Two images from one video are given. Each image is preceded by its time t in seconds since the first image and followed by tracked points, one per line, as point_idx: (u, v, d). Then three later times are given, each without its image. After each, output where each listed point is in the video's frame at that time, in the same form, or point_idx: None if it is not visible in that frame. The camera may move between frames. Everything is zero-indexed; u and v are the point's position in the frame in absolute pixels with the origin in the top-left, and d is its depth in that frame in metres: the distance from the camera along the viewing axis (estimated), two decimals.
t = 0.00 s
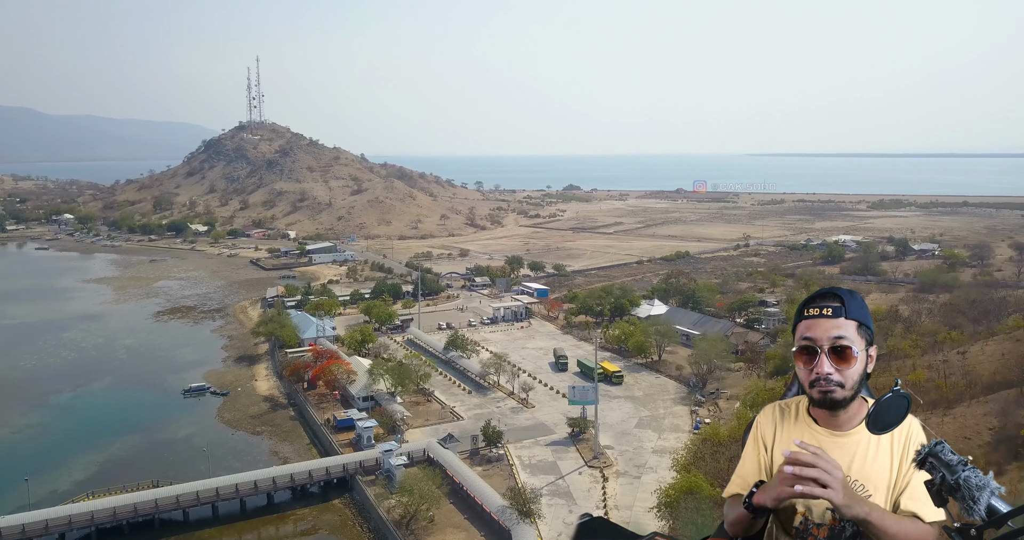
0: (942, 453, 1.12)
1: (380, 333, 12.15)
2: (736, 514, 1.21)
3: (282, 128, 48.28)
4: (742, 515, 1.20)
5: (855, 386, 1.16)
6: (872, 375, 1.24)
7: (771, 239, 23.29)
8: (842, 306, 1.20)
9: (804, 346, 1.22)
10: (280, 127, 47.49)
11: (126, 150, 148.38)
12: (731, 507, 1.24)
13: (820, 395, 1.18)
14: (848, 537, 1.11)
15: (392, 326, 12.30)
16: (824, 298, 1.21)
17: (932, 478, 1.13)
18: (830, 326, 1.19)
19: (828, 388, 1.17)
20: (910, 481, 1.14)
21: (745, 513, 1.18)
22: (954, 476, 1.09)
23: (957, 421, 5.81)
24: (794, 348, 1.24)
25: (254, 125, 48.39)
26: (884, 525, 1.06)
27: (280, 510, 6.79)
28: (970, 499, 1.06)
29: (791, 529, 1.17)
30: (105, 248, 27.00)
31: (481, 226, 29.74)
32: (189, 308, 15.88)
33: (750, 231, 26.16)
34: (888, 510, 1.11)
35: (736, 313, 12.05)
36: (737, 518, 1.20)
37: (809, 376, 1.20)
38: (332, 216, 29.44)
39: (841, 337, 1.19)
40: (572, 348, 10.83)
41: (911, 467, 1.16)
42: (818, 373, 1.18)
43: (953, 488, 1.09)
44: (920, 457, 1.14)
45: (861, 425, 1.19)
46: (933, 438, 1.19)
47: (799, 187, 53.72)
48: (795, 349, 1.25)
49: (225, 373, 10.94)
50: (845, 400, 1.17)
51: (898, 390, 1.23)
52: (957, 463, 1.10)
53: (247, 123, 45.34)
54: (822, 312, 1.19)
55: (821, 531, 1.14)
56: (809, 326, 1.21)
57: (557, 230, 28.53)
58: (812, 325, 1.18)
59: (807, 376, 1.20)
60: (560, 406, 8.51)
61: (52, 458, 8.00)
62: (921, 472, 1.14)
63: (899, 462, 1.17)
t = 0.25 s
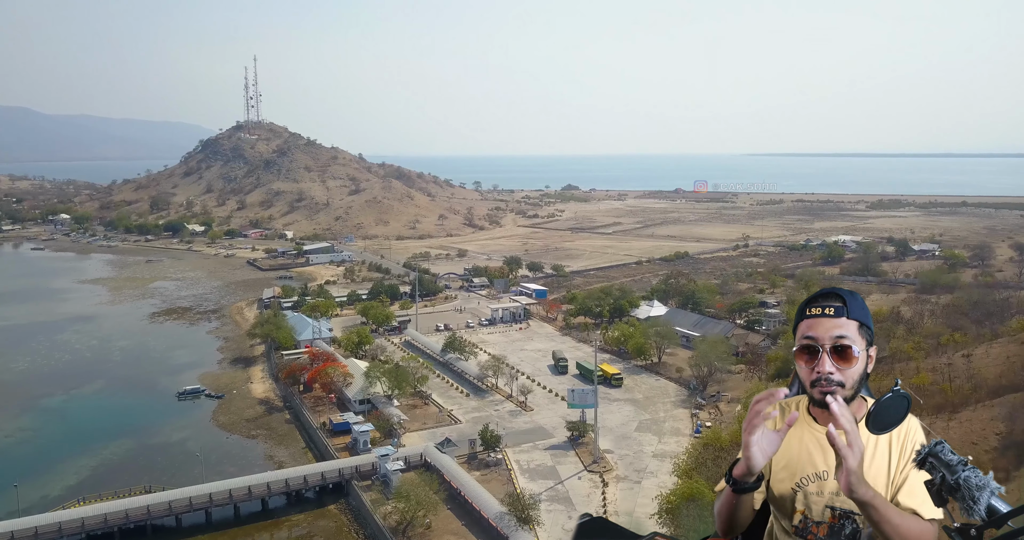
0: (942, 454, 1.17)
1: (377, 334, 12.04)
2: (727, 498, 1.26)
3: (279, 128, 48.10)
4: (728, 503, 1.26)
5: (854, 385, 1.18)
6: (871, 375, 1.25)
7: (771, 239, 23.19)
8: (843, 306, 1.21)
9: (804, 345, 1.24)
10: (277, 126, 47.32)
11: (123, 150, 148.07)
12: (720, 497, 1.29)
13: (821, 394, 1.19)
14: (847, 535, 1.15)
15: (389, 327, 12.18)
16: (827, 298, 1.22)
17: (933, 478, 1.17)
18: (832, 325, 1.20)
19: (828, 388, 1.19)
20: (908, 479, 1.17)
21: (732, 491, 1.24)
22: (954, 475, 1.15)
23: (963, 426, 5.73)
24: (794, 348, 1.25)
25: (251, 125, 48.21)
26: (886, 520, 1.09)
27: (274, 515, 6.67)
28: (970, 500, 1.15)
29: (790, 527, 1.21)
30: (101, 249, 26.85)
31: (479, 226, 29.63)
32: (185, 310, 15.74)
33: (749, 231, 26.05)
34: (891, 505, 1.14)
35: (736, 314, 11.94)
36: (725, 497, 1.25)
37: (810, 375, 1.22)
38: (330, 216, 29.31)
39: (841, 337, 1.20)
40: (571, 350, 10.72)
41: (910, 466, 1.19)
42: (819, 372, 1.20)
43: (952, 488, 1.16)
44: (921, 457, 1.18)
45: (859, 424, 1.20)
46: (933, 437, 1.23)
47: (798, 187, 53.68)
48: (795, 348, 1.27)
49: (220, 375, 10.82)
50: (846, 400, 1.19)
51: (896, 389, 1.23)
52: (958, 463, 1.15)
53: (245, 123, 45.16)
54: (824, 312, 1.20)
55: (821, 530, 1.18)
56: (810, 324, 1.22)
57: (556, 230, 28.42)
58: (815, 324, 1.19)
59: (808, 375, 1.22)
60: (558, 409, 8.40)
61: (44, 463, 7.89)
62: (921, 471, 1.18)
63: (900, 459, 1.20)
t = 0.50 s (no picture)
0: (942, 454, 1.21)
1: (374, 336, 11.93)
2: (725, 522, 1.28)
3: (277, 128, 47.94)
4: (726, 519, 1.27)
5: (852, 383, 1.25)
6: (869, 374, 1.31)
7: (770, 239, 23.12)
8: (841, 305, 1.27)
9: (804, 346, 1.30)
10: (274, 126, 47.14)
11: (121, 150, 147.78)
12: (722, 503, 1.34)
13: (820, 392, 1.26)
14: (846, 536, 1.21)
15: (386, 329, 12.07)
16: (823, 298, 1.29)
17: (933, 479, 1.22)
18: (830, 324, 1.27)
19: (827, 385, 1.25)
20: (906, 481, 1.22)
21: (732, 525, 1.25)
22: (954, 476, 1.19)
23: (969, 430, 5.65)
24: (794, 348, 1.32)
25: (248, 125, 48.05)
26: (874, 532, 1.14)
27: (268, 521, 6.55)
28: (969, 499, 1.19)
29: (787, 530, 1.26)
30: (97, 249, 26.70)
31: (478, 226, 29.53)
32: (180, 311, 15.60)
33: (748, 231, 25.95)
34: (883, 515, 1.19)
35: (736, 316, 11.81)
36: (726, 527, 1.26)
37: (809, 373, 1.28)
38: (327, 216, 29.18)
39: (839, 335, 1.26)
40: (570, 352, 10.62)
41: (909, 466, 1.24)
42: (817, 370, 1.27)
43: (953, 488, 1.20)
44: (921, 457, 1.22)
45: (858, 424, 1.27)
46: (931, 438, 1.27)
47: (797, 187, 53.61)
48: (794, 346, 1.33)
49: (216, 378, 10.71)
50: (844, 398, 1.26)
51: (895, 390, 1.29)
52: (957, 463, 1.20)
53: (242, 122, 45.02)
54: (822, 311, 1.26)
55: (820, 532, 1.23)
56: (807, 324, 1.29)
57: (554, 230, 28.34)
58: (813, 323, 1.25)
59: (806, 373, 1.29)
60: (557, 412, 8.30)
61: (35, 467, 7.77)
62: (920, 472, 1.23)
63: (895, 459, 1.25)
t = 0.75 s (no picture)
0: (942, 454, 1.21)
1: (371, 337, 11.81)
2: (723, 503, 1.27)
3: (274, 127, 47.77)
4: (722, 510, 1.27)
5: (851, 383, 1.25)
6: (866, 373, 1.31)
7: (769, 239, 23.05)
8: (839, 304, 1.29)
9: (802, 344, 1.31)
10: (272, 125, 46.97)
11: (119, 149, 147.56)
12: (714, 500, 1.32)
13: (820, 392, 1.26)
14: (846, 534, 1.21)
15: (384, 330, 11.98)
16: (821, 298, 1.30)
17: (933, 479, 1.21)
18: (828, 323, 1.28)
19: (826, 384, 1.26)
20: (905, 479, 1.22)
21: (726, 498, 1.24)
22: (955, 476, 1.19)
23: (976, 436, 5.58)
24: (792, 347, 1.33)
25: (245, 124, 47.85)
26: (880, 520, 1.13)
27: (263, 527, 6.44)
28: (970, 499, 1.18)
29: (789, 529, 1.26)
30: (93, 249, 26.53)
31: (476, 226, 29.44)
32: (176, 311, 15.47)
33: (748, 231, 25.88)
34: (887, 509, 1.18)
35: (736, 317, 11.72)
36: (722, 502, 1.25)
37: (807, 372, 1.29)
38: (325, 216, 29.08)
39: (838, 335, 1.28)
40: (569, 353, 10.53)
41: (909, 466, 1.23)
42: (818, 369, 1.27)
43: (952, 489, 1.20)
44: (921, 457, 1.22)
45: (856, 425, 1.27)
46: (931, 438, 1.27)
47: (795, 186, 53.59)
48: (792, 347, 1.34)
49: (211, 380, 10.58)
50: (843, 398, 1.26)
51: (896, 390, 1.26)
52: (958, 463, 1.20)
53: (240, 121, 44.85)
54: (820, 310, 1.28)
55: (819, 531, 1.23)
56: (806, 323, 1.30)
57: (553, 229, 28.25)
58: (812, 322, 1.27)
59: (807, 372, 1.29)
60: (557, 414, 8.21)
61: (28, 471, 7.66)
62: (921, 473, 1.22)
63: (895, 460, 1.25)
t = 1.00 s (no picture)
0: (943, 454, 1.19)
1: (368, 338, 11.70)
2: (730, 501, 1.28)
3: (272, 127, 47.62)
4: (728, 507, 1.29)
5: (850, 383, 1.23)
6: (867, 375, 1.29)
7: (768, 239, 22.97)
8: (837, 305, 1.28)
9: (801, 345, 1.30)
10: (269, 124, 46.83)
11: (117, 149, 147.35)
12: (719, 499, 1.33)
13: (817, 393, 1.25)
14: (846, 534, 1.20)
15: (381, 331, 11.86)
16: (819, 298, 1.29)
17: (932, 478, 1.20)
18: (827, 324, 1.27)
19: (824, 384, 1.24)
20: (903, 479, 1.20)
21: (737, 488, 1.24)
22: (955, 476, 1.16)
23: (983, 441, 5.49)
24: (791, 348, 1.31)
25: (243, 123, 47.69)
26: (881, 517, 1.13)
27: (256, 533, 6.32)
28: (971, 500, 1.13)
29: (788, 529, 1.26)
30: (89, 249, 26.38)
31: (474, 226, 29.33)
32: (171, 312, 15.34)
33: (747, 231, 25.80)
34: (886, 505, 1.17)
35: (736, 318, 11.62)
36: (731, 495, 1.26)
37: (805, 373, 1.27)
38: (322, 215, 28.97)
39: (836, 335, 1.26)
40: (567, 355, 10.42)
41: (907, 465, 1.22)
42: (815, 370, 1.26)
43: (955, 489, 1.16)
44: (921, 457, 1.21)
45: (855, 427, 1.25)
46: (929, 437, 1.26)
47: (794, 186, 53.55)
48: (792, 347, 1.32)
49: (205, 382, 10.46)
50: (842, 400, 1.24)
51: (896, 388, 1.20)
52: (958, 463, 1.17)
53: (237, 121, 44.72)
54: (818, 311, 1.27)
55: (818, 532, 1.23)
56: (804, 324, 1.29)
57: (551, 229, 28.14)
58: (809, 323, 1.26)
59: (803, 373, 1.27)
60: (555, 417, 8.11)
61: (19, 475, 7.55)
62: (920, 472, 1.21)
63: (894, 460, 1.24)
